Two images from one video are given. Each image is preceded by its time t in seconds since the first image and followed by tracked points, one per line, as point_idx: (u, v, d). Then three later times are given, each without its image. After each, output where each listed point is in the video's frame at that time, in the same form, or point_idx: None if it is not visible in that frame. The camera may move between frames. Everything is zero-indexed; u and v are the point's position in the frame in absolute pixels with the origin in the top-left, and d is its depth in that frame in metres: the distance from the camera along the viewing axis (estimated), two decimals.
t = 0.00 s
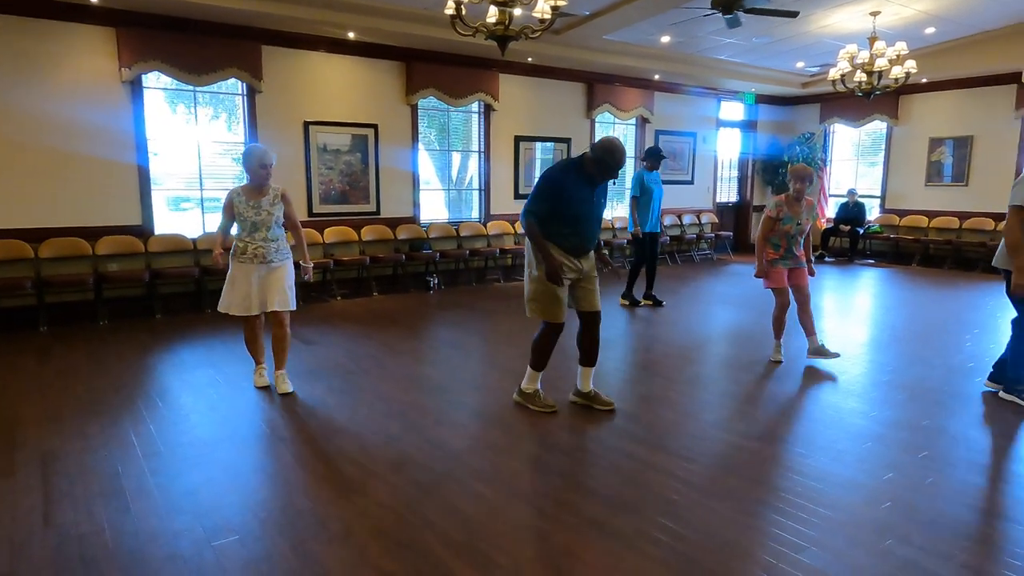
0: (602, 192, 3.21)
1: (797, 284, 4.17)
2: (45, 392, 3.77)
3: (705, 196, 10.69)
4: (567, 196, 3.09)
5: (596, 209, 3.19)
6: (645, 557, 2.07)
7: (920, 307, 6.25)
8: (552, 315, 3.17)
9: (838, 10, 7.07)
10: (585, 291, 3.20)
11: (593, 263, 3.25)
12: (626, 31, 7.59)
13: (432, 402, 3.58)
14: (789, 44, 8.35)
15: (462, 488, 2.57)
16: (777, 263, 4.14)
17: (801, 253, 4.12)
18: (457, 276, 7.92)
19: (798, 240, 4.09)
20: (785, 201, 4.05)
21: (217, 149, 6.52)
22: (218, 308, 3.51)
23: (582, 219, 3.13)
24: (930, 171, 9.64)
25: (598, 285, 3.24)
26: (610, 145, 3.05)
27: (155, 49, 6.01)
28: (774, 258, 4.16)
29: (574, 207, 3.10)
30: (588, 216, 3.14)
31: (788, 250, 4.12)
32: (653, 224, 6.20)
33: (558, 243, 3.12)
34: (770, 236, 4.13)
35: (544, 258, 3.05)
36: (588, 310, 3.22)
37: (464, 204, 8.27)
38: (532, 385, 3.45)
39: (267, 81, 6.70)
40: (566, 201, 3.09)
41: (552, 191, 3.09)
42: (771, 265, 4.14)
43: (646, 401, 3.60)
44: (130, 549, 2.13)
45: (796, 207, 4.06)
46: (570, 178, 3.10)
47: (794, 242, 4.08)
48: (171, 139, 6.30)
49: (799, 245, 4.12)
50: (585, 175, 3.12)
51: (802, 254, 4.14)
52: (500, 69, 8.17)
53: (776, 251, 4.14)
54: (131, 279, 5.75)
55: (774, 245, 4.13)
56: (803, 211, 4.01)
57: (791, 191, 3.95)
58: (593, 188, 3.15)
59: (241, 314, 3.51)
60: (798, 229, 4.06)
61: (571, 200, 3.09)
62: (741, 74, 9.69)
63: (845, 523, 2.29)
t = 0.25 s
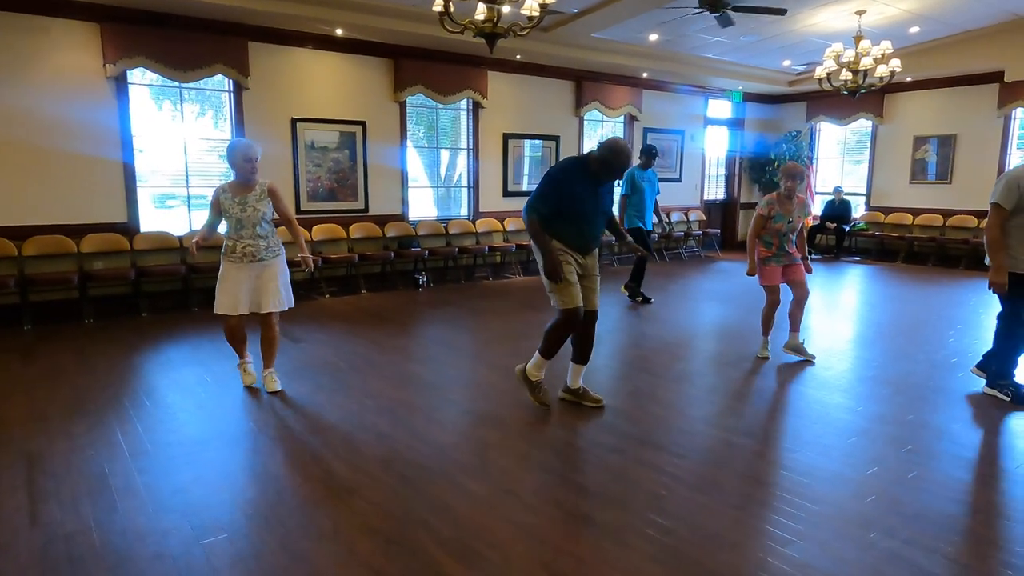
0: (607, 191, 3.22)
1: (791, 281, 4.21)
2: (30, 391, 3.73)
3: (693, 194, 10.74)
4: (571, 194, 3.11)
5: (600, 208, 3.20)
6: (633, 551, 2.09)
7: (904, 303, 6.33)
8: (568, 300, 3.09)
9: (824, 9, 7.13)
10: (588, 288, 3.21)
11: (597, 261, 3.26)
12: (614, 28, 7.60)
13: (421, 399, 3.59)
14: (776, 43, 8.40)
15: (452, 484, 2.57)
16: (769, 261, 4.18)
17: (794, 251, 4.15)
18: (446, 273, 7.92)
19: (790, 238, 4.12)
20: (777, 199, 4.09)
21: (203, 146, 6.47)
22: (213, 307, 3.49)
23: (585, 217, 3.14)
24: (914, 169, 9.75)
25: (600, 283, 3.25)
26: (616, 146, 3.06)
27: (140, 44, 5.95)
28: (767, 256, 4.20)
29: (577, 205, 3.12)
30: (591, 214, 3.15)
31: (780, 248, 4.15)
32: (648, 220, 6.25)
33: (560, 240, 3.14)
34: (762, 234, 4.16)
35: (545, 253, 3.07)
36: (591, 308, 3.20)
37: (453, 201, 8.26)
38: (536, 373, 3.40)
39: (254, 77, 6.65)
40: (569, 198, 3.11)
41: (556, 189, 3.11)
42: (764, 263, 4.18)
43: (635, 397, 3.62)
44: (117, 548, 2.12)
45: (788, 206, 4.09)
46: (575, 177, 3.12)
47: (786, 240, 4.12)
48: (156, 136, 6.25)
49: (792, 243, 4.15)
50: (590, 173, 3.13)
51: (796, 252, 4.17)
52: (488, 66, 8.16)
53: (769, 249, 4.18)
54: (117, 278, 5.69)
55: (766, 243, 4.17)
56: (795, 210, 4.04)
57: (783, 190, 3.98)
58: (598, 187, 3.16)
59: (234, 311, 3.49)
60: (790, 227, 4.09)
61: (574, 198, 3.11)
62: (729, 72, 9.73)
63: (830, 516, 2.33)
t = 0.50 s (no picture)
0: (614, 193, 3.16)
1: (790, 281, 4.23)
2: (23, 388, 3.72)
3: (687, 191, 10.76)
4: (573, 195, 3.06)
5: (604, 210, 3.15)
6: (627, 547, 2.10)
7: (898, 300, 6.37)
8: (573, 305, 3.09)
9: (818, 6, 7.14)
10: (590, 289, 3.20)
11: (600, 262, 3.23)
12: (609, 25, 7.60)
13: (416, 396, 3.59)
14: (771, 40, 8.41)
15: (446, 481, 2.58)
16: (769, 260, 4.21)
17: (795, 250, 4.16)
18: (441, 271, 7.92)
19: (791, 237, 4.13)
20: (779, 199, 4.11)
21: (197, 143, 6.44)
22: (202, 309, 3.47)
23: (587, 219, 3.10)
24: (907, 166, 9.79)
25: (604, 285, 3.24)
26: (622, 149, 2.95)
27: (133, 40, 5.92)
28: (768, 255, 4.22)
29: (579, 207, 3.08)
30: (594, 217, 3.11)
31: (781, 247, 4.17)
32: (646, 218, 6.26)
33: (561, 241, 3.11)
34: (763, 233, 4.18)
35: (544, 254, 3.06)
36: (595, 307, 3.23)
37: (448, 198, 8.26)
38: (574, 397, 3.23)
39: (248, 74, 6.63)
40: (572, 200, 3.07)
41: (560, 190, 3.07)
42: (764, 262, 4.21)
43: (629, 393, 3.64)
44: (112, 545, 2.13)
45: (790, 205, 4.11)
46: (579, 178, 3.06)
47: (787, 239, 4.13)
48: (150, 133, 6.22)
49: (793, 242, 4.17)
50: (595, 176, 3.06)
51: (797, 251, 4.18)
52: (483, 63, 8.16)
53: (769, 248, 4.20)
54: (110, 275, 5.67)
55: (767, 242, 4.18)
56: (797, 209, 4.06)
57: (785, 189, 4.00)
58: (603, 190, 3.10)
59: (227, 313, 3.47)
60: (791, 226, 4.10)
61: (576, 200, 3.07)
62: (724, 69, 9.75)
63: (823, 511, 2.34)
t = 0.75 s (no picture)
0: (617, 198, 3.17)
1: (790, 281, 4.23)
2: (20, 389, 3.72)
3: (685, 191, 10.78)
4: (578, 199, 3.06)
5: (608, 215, 3.16)
6: (624, 546, 2.11)
7: (895, 299, 6.38)
8: (575, 305, 3.06)
9: (814, 6, 7.16)
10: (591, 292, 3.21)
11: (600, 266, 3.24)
12: (606, 26, 7.61)
13: (414, 396, 3.59)
14: (767, 40, 8.43)
15: (444, 480, 2.58)
16: (771, 258, 4.22)
17: (797, 250, 4.17)
18: (439, 271, 7.93)
19: (793, 237, 4.14)
20: (781, 199, 4.12)
21: (195, 144, 6.44)
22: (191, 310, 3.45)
23: (591, 224, 3.10)
24: (904, 165, 9.81)
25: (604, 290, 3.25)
26: (630, 155, 2.97)
27: (130, 41, 5.91)
28: (769, 254, 4.23)
29: (584, 211, 3.07)
30: (598, 221, 3.11)
31: (782, 246, 4.17)
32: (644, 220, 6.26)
33: (565, 244, 3.10)
34: (765, 232, 4.18)
35: (549, 256, 3.03)
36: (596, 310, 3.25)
37: (446, 199, 8.26)
38: (572, 397, 3.23)
39: (245, 75, 6.63)
40: (578, 204, 3.06)
41: (566, 193, 3.06)
42: (765, 261, 4.22)
43: (626, 392, 3.65)
44: (110, 545, 2.13)
45: (792, 205, 4.12)
46: (585, 182, 3.06)
47: (789, 239, 4.13)
48: (147, 134, 6.21)
49: (795, 242, 4.17)
50: (601, 181, 3.06)
51: (798, 251, 4.19)
52: (480, 63, 8.16)
53: (771, 248, 4.21)
54: (107, 276, 5.67)
55: (769, 241, 4.19)
56: (799, 209, 4.07)
57: (788, 189, 4.01)
58: (608, 195, 3.10)
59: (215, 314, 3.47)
60: (793, 226, 4.10)
61: (581, 204, 3.06)
62: (720, 69, 9.76)
63: (820, 509, 2.35)
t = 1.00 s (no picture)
0: (626, 195, 3.17)
1: (797, 276, 4.22)
2: (26, 389, 3.73)
3: (687, 187, 10.76)
4: (587, 195, 3.06)
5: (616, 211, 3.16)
6: (628, 541, 2.11)
7: (898, 294, 6.36)
8: (578, 300, 3.07)
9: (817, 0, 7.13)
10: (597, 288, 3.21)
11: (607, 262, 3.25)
12: (608, 21, 7.59)
13: (417, 393, 3.60)
14: (769, 35, 8.40)
15: (448, 477, 2.59)
16: (777, 254, 4.20)
17: (806, 246, 4.13)
18: (441, 268, 7.94)
19: (798, 233, 4.12)
20: (787, 195, 4.12)
21: (197, 143, 6.45)
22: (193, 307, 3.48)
23: (599, 220, 3.10)
24: (907, 160, 9.78)
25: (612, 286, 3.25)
26: (640, 152, 2.94)
27: (131, 40, 5.92)
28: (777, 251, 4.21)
29: (592, 208, 3.07)
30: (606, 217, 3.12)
31: (789, 243, 4.16)
32: (647, 218, 6.25)
33: (573, 240, 3.10)
34: (771, 228, 4.18)
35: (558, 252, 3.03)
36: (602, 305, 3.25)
37: (448, 196, 8.25)
38: (585, 390, 3.22)
39: (246, 73, 6.62)
40: (586, 200, 3.06)
41: (574, 189, 3.06)
42: (771, 257, 4.21)
43: (629, 388, 3.65)
44: (115, 543, 2.14)
45: (798, 201, 4.11)
46: (594, 178, 3.05)
47: (795, 235, 4.12)
48: (149, 133, 6.22)
49: (802, 238, 4.14)
50: (610, 177, 3.06)
51: (807, 246, 4.15)
52: (482, 60, 8.15)
53: (777, 244, 4.20)
54: (111, 275, 5.68)
55: (775, 238, 4.18)
56: (805, 205, 4.06)
57: (794, 185, 4.00)
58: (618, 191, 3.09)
59: (216, 313, 3.48)
60: (798, 222, 4.10)
61: (590, 200, 3.06)
62: (723, 64, 9.73)
63: (824, 504, 2.35)
